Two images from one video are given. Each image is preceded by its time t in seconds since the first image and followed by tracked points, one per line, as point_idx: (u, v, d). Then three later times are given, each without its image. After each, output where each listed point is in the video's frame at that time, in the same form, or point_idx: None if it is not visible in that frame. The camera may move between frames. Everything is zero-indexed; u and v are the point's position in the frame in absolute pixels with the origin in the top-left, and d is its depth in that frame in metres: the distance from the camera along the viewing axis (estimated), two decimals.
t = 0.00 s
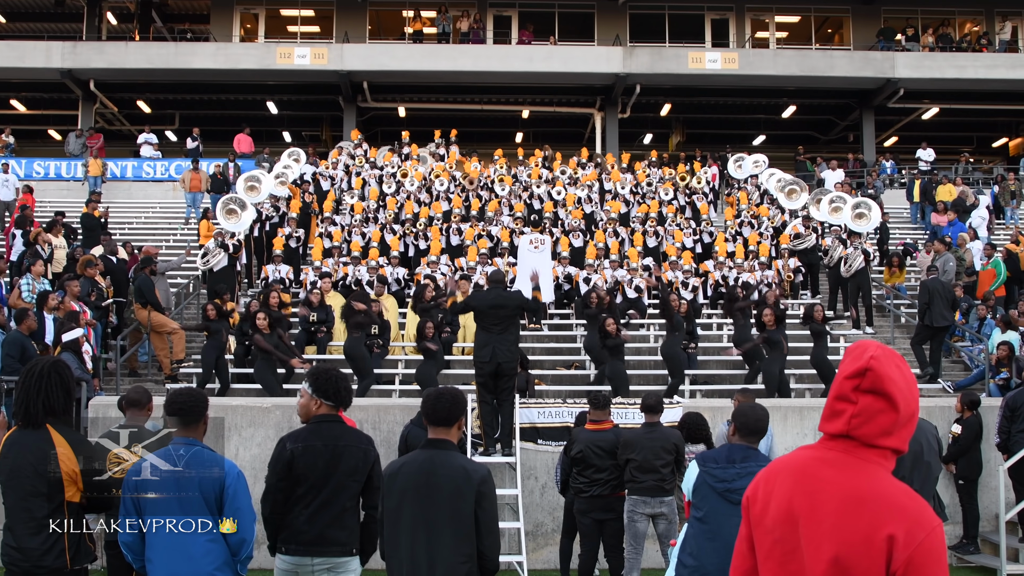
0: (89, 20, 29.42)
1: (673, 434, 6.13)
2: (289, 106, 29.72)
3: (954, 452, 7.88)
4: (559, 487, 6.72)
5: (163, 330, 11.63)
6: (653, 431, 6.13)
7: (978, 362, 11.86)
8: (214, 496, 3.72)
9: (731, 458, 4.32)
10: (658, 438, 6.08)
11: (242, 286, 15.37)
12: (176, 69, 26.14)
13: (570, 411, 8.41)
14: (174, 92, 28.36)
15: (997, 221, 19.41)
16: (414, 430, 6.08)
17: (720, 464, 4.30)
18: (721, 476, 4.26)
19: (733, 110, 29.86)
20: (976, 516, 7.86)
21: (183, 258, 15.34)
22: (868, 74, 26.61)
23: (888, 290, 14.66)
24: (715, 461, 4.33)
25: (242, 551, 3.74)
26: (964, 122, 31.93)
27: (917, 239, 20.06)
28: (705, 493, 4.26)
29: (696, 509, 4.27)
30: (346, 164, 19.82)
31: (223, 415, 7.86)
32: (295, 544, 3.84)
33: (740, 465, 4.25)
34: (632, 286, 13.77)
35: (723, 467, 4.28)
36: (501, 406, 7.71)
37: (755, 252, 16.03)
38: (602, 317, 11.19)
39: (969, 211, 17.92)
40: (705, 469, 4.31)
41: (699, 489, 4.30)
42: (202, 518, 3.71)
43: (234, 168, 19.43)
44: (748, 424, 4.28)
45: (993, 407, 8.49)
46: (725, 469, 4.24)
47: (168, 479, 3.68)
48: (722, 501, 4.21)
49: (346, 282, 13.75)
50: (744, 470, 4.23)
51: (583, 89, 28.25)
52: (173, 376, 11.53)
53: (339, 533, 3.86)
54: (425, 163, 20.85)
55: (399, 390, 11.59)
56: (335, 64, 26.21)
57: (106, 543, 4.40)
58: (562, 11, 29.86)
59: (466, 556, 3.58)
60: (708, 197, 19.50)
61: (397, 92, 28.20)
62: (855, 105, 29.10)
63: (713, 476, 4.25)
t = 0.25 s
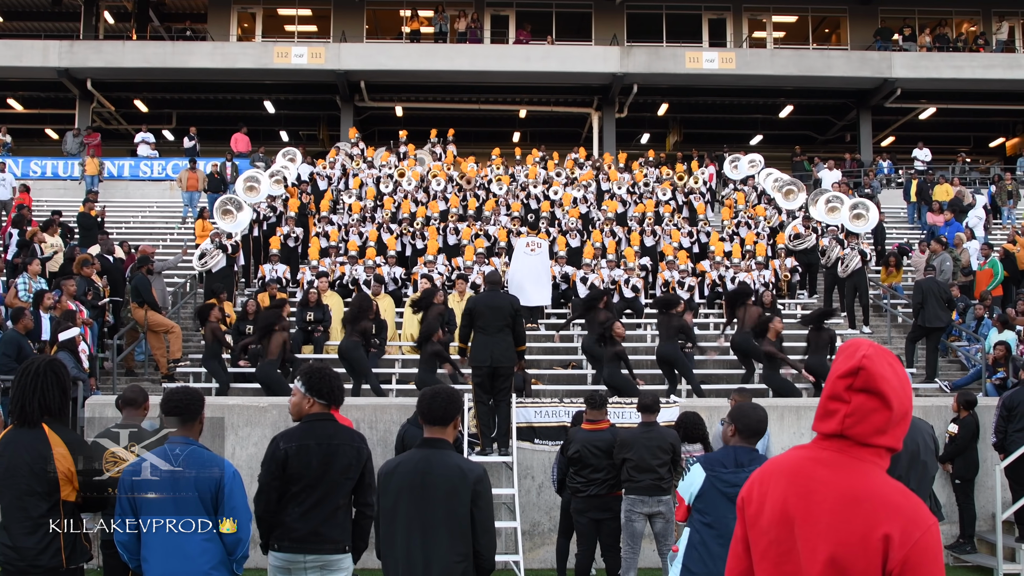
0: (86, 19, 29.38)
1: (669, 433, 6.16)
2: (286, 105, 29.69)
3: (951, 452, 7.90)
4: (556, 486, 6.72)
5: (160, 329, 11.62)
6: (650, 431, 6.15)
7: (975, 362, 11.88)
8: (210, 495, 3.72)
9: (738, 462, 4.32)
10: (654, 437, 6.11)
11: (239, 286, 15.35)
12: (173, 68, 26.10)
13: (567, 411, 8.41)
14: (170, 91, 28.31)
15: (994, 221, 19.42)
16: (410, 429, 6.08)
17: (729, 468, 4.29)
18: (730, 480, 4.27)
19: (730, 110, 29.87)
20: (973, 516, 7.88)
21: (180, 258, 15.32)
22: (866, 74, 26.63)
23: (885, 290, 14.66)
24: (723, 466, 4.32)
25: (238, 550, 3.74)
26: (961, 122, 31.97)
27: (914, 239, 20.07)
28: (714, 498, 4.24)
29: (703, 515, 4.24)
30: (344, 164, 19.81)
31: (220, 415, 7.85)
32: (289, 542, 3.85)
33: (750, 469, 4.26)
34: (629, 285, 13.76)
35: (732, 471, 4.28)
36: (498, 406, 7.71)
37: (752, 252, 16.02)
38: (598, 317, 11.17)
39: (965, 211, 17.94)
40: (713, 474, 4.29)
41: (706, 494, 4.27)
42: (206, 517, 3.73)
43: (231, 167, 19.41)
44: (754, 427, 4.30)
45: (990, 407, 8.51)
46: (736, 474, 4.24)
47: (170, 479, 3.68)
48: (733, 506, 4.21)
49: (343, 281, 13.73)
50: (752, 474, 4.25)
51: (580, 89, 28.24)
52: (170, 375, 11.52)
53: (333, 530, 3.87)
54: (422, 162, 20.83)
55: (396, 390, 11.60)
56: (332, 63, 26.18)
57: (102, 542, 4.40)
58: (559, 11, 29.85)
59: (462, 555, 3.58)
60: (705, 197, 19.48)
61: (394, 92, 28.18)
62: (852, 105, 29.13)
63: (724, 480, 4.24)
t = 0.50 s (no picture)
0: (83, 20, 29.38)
1: (666, 434, 6.19)
2: (283, 106, 29.68)
3: (947, 452, 7.94)
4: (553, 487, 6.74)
5: (157, 329, 11.62)
6: (647, 431, 6.19)
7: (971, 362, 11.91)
8: (208, 495, 3.73)
9: (745, 465, 4.31)
10: (652, 438, 6.13)
11: (235, 286, 15.36)
12: (170, 69, 26.09)
13: (564, 411, 8.42)
14: (168, 92, 28.30)
15: (990, 221, 19.43)
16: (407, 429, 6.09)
17: (739, 473, 4.28)
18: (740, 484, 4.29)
19: (727, 110, 29.91)
20: (969, 516, 7.90)
21: (177, 258, 15.33)
22: (862, 74, 26.68)
23: (882, 290, 14.67)
24: (732, 470, 4.30)
25: (235, 551, 3.74)
26: (958, 123, 32.02)
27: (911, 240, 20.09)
28: (724, 506, 4.25)
29: (713, 523, 4.26)
30: (341, 164, 19.81)
31: (217, 415, 7.85)
32: (282, 542, 3.86)
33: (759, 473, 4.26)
34: (626, 286, 13.77)
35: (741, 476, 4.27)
36: (495, 406, 7.72)
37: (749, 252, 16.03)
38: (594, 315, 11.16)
39: (962, 211, 17.95)
40: (722, 480, 4.28)
41: (716, 502, 4.27)
42: (207, 517, 3.74)
43: (228, 168, 19.40)
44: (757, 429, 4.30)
45: (987, 407, 8.54)
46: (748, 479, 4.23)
47: (171, 479, 3.69)
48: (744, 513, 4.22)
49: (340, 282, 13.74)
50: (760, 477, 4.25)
51: (577, 89, 28.26)
52: (167, 376, 11.53)
53: (329, 531, 3.88)
54: (419, 163, 20.84)
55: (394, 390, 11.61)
56: (330, 64, 26.17)
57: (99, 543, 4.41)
58: (556, 11, 29.87)
59: (458, 555, 3.59)
60: (701, 197, 19.48)
61: (391, 92, 28.19)
62: (849, 105, 29.17)
63: (737, 487, 4.24)
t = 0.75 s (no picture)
0: (81, 19, 29.38)
1: (663, 433, 6.20)
2: (281, 106, 29.68)
3: (945, 452, 7.94)
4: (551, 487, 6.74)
5: (155, 329, 11.63)
6: (645, 430, 6.19)
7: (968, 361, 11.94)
8: (205, 496, 3.73)
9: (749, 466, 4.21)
10: (649, 436, 6.14)
11: (233, 286, 15.36)
12: (168, 69, 26.08)
13: (562, 411, 8.42)
14: (166, 92, 28.29)
15: (988, 222, 19.46)
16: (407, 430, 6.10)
17: (744, 475, 4.17)
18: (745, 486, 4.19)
19: (725, 111, 29.94)
20: (967, 516, 7.91)
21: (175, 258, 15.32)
22: (860, 75, 26.72)
23: (880, 290, 14.68)
24: (738, 473, 4.18)
25: (232, 551, 3.75)
26: (956, 123, 32.06)
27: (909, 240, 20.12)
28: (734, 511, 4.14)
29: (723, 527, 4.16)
30: (339, 164, 19.81)
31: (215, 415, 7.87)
32: (287, 545, 3.86)
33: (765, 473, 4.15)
34: (624, 286, 13.80)
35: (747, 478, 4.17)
36: (493, 407, 7.72)
37: (746, 252, 16.03)
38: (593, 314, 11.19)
39: (959, 211, 17.97)
40: (729, 484, 4.17)
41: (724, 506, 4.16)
42: (205, 517, 3.74)
43: (226, 168, 19.40)
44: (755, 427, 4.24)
45: (985, 407, 8.55)
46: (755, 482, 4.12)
47: (171, 479, 3.69)
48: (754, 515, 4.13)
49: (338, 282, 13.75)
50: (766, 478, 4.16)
51: (575, 90, 28.29)
52: (165, 376, 11.54)
53: (335, 532, 3.89)
54: (417, 163, 20.85)
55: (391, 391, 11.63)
56: (328, 64, 26.17)
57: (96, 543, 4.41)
58: (554, 11, 29.88)
59: (455, 555, 3.60)
60: (699, 198, 19.50)
61: (389, 93, 28.20)
62: (847, 106, 29.20)
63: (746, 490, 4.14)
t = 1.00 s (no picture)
0: (78, 20, 29.37)
1: (661, 432, 6.20)
2: (279, 106, 29.66)
3: (942, 453, 7.96)
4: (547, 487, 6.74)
5: (152, 330, 11.63)
6: (644, 429, 6.21)
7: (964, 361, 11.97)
8: (203, 497, 3.73)
9: (746, 467, 4.22)
10: (646, 434, 6.15)
11: (231, 286, 15.35)
12: (166, 69, 26.06)
13: (559, 411, 8.43)
14: (163, 93, 28.27)
15: (985, 222, 19.49)
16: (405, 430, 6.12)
17: (741, 476, 4.19)
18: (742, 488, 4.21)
19: (723, 111, 29.96)
20: (964, 516, 7.93)
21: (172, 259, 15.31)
22: (857, 76, 26.76)
23: (877, 291, 14.70)
24: (734, 474, 4.19)
25: (230, 552, 3.76)
26: (953, 124, 32.10)
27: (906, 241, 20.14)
28: (731, 512, 4.16)
29: (722, 529, 4.16)
30: (336, 165, 19.79)
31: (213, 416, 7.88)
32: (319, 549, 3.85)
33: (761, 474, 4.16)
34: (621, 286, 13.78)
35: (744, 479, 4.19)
36: (490, 407, 7.74)
37: (744, 252, 16.03)
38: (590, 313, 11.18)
39: (957, 212, 17.98)
40: (725, 486, 4.18)
41: (722, 509, 4.17)
42: (203, 518, 3.74)
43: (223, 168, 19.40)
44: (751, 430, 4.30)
45: (981, 408, 8.59)
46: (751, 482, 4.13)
47: (172, 479, 3.69)
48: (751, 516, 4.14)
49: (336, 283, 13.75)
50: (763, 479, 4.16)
51: (572, 90, 28.30)
52: (162, 377, 11.53)
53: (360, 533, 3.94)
54: (415, 163, 20.86)
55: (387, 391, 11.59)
56: (325, 64, 26.17)
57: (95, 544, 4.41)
58: (551, 12, 29.90)
59: (453, 555, 3.60)
60: (697, 198, 19.53)
61: (387, 93, 28.20)
62: (844, 106, 29.24)
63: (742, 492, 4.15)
